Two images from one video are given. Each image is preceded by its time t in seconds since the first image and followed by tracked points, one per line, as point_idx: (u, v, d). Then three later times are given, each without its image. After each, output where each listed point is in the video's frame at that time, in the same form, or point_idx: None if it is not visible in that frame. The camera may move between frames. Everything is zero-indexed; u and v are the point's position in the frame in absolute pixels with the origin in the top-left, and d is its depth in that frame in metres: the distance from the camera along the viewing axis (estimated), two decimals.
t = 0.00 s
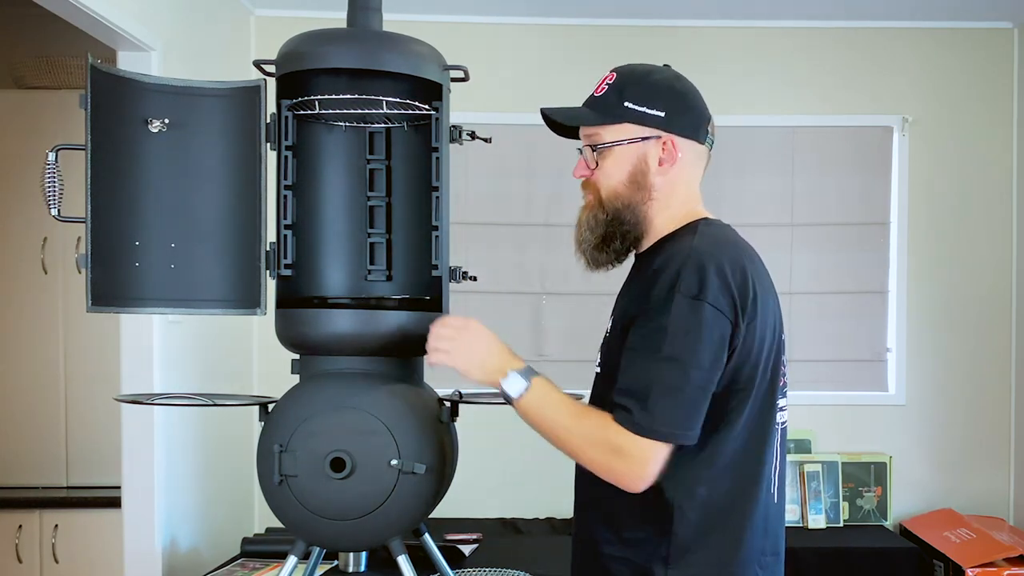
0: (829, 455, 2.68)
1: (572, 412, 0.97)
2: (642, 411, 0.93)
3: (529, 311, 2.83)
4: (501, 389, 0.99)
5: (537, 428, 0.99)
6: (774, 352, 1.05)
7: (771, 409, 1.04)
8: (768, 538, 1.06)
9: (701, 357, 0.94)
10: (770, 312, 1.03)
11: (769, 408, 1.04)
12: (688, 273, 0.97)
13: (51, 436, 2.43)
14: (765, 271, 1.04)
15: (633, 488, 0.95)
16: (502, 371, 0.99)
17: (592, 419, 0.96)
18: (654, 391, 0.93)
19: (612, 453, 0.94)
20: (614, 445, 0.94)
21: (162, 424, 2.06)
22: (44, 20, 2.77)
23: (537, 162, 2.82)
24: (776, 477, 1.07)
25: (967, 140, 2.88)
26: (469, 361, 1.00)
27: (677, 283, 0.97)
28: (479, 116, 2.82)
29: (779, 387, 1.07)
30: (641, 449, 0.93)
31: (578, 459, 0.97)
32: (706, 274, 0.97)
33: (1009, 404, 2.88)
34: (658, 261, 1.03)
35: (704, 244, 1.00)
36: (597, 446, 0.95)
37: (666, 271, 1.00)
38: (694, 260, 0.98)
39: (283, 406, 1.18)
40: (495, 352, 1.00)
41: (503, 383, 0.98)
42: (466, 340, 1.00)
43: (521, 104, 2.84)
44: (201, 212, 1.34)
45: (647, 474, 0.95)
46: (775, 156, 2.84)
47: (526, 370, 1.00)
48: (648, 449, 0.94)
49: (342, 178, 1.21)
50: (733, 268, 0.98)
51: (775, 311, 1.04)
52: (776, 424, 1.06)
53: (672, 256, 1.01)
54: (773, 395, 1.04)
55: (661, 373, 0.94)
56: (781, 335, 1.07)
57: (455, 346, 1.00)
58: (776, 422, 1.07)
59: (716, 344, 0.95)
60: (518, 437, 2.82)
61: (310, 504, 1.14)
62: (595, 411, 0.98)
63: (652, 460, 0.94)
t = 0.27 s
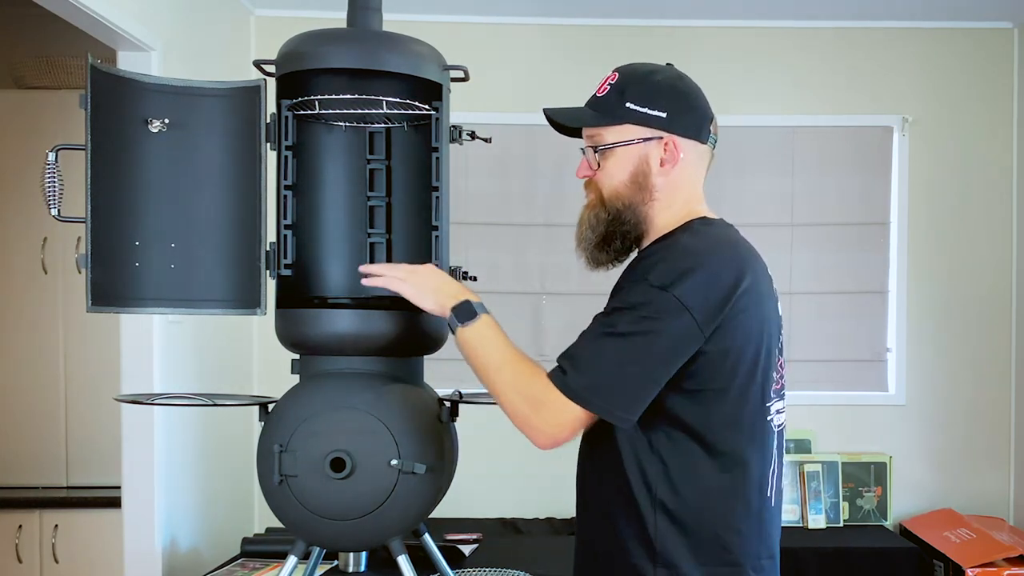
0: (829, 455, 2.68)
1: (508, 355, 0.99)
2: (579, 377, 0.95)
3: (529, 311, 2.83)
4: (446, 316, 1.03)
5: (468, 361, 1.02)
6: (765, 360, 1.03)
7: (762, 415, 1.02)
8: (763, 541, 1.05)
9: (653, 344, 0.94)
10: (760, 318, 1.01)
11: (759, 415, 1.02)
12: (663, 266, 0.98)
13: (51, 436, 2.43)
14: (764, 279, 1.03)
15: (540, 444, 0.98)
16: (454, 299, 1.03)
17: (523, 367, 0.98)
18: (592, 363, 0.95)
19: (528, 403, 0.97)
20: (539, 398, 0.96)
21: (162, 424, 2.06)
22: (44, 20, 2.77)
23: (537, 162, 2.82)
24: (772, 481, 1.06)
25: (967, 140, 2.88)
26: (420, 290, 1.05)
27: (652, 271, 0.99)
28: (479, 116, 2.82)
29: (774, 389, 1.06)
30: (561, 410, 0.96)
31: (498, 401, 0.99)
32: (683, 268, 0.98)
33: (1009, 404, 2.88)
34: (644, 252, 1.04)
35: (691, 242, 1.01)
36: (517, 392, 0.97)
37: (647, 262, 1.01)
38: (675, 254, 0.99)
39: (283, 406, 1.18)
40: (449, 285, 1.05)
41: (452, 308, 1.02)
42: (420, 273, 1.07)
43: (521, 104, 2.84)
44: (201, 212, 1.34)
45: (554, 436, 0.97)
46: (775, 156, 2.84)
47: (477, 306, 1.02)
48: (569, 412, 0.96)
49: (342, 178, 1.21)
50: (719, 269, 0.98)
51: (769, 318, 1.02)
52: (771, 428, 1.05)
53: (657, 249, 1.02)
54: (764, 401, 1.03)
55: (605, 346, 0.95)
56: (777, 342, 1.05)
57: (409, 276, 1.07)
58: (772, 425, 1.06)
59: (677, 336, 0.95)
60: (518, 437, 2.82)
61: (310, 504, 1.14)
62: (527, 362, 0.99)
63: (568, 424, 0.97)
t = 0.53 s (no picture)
0: (829, 455, 2.68)
1: (523, 365, 0.99)
2: (576, 385, 0.95)
3: (529, 310, 2.83)
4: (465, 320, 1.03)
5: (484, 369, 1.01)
6: (757, 359, 1.02)
7: (755, 414, 1.03)
8: (757, 541, 1.05)
9: (648, 348, 0.94)
10: (753, 316, 1.01)
11: (752, 415, 1.02)
12: (653, 268, 0.99)
13: (51, 436, 2.43)
14: (757, 277, 1.03)
15: (547, 455, 0.97)
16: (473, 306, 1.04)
17: (536, 378, 0.98)
18: (588, 370, 0.95)
19: (539, 415, 0.96)
20: (550, 410, 0.96)
21: (162, 424, 2.05)
22: (43, 20, 2.77)
23: (538, 162, 2.82)
24: (766, 480, 1.06)
25: (967, 140, 2.88)
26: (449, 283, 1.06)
27: (642, 274, 0.99)
28: (479, 116, 2.82)
29: (768, 389, 1.06)
30: (569, 423, 0.96)
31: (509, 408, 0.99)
32: (674, 270, 0.98)
33: (1009, 404, 2.88)
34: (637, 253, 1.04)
35: (680, 243, 1.01)
36: (529, 403, 0.97)
37: (637, 264, 1.02)
38: (665, 255, 0.99)
39: (283, 406, 1.18)
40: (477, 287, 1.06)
41: (472, 315, 1.01)
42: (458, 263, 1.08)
43: (521, 104, 2.84)
44: (201, 212, 1.34)
45: (560, 449, 0.97)
46: (775, 156, 2.84)
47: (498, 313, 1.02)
48: (578, 426, 0.96)
49: (342, 178, 1.21)
50: (710, 269, 0.98)
51: (761, 317, 1.02)
52: (765, 427, 1.05)
53: (646, 250, 1.02)
54: (757, 401, 1.03)
55: (600, 354, 0.95)
56: (770, 341, 1.05)
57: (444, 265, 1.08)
58: (766, 425, 1.06)
59: (669, 338, 0.95)
60: (518, 437, 2.82)
61: (310, 504, 1.14)
62: (542, 374, 0.99)
63: (577, 438, 0.96)
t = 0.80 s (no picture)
0: (829, 455, 2.68)
1: (560, 390, 0.99)
2: (615, 397, 0.95)
3: (529, 310, 2.83)
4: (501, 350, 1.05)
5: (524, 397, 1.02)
6: (769, 352, 1.03)
7: (767, 406, 1.04)
8: (763, 539, 1.05)
9: (679, 352, 0.94)
10: (764, 313, 1.02)
11: (765, 407, 1.03)
12: (675, 269, 0.98)
13: (51, 436, 2.43)
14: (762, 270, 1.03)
15: (594, 474, 0.97)
16: (510, 333, 1.09)
17: (575, 400, 0.98)
18: (624, 380, 0.95)
19: (583, 436, 0.96)
20: (590, 429, 0.96)
21: (162, 424, 2.05)
22: (43, 20, 2.77)
23: (538, 162, 2.82)
24: (771, 477, 1.07)
25: (967, 140, 2.88)
26: (485, 314, 1.11)
27: (664, 276, 0.98)
28: (479, 116, 2.82)
29: (775, 387, 1.07)
30: (614, 440, 0.95)
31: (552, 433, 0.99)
32: (694, 270, 0.97)
33: (1009, 404, 2.88)
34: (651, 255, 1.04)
35: (695, 242, 1.00)
36: (572, 425, 0.97)
37: (656, 266, 1.01)
38: (682, 256, 0.99)
39: (283, 406, 1.18)
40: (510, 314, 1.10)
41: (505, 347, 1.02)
42: (491, 292, 1.12)
43: (521, 104, 2.84)
44: (201, 212, 1.34)
45: (610, 466, 0.96)
46: (775, 156, 2.84)
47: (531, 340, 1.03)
48: (624, 441, 0.95)
49: (342, 178, 1.21)
50: (726, 267, 0.98)
51: (771, 313, 1.03)
52: (771, 424, 1.05)
53: (665, 251, 1.02)
54: (766, 398, 1.03)
55: (637, 364, 0.95)
56: (777, 339, 1.06)
57: (478, 297, 1.12)
58: (772, 423, 1.06)
59: (698, 341, 0.95)
60: (518, 437, 2.82)
61: (310, 505, 1.14)
62: (581, 395, 0.99)
63: (621, 453, 0.95)
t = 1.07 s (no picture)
0: (829, 455, 2.68)
1: (593, 408, 0.98)
2: (662, 402, 0.94)
3: (529, 310, 2.83)
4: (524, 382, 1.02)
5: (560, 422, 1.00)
6: (783, 344, 1.06)
7: (781, 397, 1.06)
8: (777, 531, 1.07)
9: (719, 350, 0.94)
10: (780, 307, 1.04)
11: (780, 398, 1.06)
12: (707, 269, 0.97)
13: (51, 436, 2.43)
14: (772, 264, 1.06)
15: (655, 482, 0.95)
16: (529, 364, 1.03)
17: (612, 414, 0.96)
18: (669, 383, 0.94)
19: (630, 446, 0.95)
20: (638, 437, 0.94)
21: (162, 424, 2.05)
22: (43, 20, 2.77)
23: (538, 162, 2.82)
24: (783, 470, 1.10)
25: (967, 140, 2.88)
26: (498, 351, 1.04)
27: (695, 276, 0.97)
28: (479, 116, 2.82)
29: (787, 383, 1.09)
30: (661, 444, 0.93)
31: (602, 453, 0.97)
32: (724, 268, 0.97)
33: (1009, 404, 2.88)
34: (676, 256, 1.03)
35: (719, 239, 1.00)
36: (616, 439, 0.96)
37: (686, 266, 1.00)
38: (711, 254, 0.98)
39: (283, 406, 1.18)
40: (523, 345, 1.04)
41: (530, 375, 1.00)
42: (498, 328, 1.05)
43: (521, 104, 2.84)
44: (201, 212, 1.34)
45: (663, 467, 0.94)
46: (775, 156, 2.84)
47: (553, 365, 1.01)
48: (670, 443, 0.93)
49: (342, 178, 1.21)
50: (750, 263, 0.99)
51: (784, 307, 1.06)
52: (785, 418, 1.08)
53: (691, 251, 1.01)
54: (781, 391, 1.06)
55: (682, 366, 0.94)
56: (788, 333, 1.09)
57: (487, 336, 1.05)
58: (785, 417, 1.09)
59: (734, 337, 0.95)
60: (518, 437, 2.82)
61: (310, 504, 1.14)
62: (616, 406, 0.98)
63: (676, 452, 0.94)
